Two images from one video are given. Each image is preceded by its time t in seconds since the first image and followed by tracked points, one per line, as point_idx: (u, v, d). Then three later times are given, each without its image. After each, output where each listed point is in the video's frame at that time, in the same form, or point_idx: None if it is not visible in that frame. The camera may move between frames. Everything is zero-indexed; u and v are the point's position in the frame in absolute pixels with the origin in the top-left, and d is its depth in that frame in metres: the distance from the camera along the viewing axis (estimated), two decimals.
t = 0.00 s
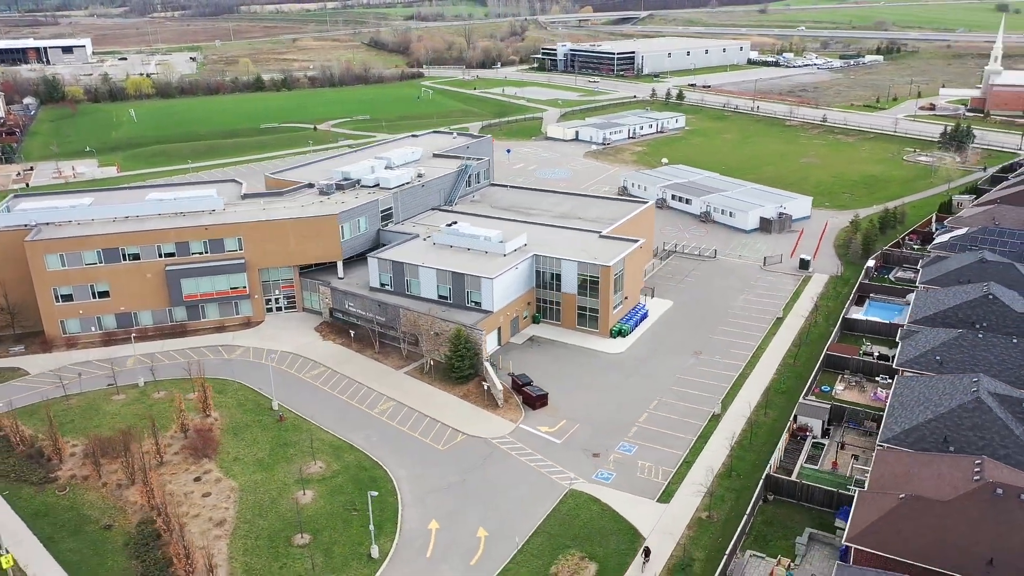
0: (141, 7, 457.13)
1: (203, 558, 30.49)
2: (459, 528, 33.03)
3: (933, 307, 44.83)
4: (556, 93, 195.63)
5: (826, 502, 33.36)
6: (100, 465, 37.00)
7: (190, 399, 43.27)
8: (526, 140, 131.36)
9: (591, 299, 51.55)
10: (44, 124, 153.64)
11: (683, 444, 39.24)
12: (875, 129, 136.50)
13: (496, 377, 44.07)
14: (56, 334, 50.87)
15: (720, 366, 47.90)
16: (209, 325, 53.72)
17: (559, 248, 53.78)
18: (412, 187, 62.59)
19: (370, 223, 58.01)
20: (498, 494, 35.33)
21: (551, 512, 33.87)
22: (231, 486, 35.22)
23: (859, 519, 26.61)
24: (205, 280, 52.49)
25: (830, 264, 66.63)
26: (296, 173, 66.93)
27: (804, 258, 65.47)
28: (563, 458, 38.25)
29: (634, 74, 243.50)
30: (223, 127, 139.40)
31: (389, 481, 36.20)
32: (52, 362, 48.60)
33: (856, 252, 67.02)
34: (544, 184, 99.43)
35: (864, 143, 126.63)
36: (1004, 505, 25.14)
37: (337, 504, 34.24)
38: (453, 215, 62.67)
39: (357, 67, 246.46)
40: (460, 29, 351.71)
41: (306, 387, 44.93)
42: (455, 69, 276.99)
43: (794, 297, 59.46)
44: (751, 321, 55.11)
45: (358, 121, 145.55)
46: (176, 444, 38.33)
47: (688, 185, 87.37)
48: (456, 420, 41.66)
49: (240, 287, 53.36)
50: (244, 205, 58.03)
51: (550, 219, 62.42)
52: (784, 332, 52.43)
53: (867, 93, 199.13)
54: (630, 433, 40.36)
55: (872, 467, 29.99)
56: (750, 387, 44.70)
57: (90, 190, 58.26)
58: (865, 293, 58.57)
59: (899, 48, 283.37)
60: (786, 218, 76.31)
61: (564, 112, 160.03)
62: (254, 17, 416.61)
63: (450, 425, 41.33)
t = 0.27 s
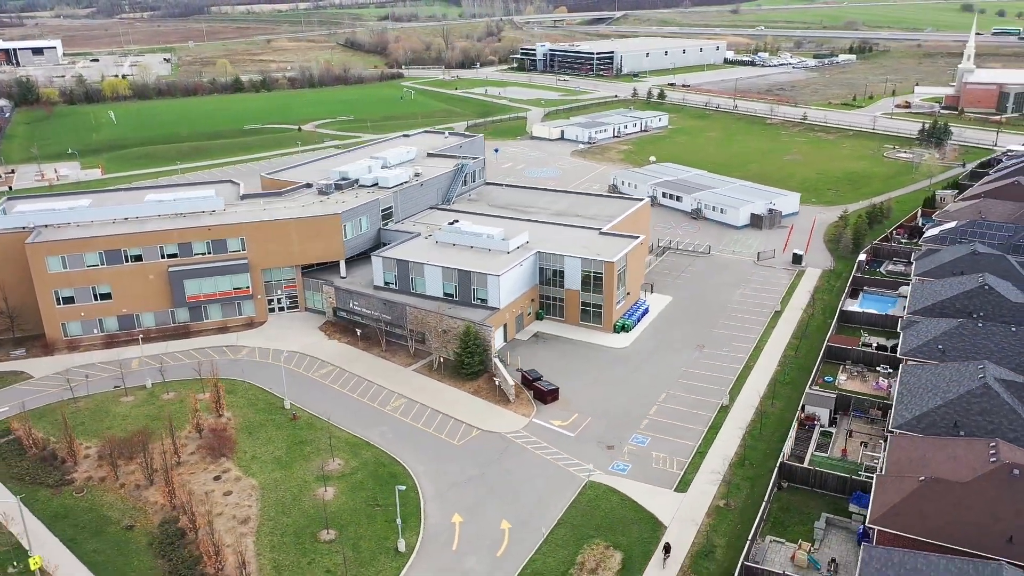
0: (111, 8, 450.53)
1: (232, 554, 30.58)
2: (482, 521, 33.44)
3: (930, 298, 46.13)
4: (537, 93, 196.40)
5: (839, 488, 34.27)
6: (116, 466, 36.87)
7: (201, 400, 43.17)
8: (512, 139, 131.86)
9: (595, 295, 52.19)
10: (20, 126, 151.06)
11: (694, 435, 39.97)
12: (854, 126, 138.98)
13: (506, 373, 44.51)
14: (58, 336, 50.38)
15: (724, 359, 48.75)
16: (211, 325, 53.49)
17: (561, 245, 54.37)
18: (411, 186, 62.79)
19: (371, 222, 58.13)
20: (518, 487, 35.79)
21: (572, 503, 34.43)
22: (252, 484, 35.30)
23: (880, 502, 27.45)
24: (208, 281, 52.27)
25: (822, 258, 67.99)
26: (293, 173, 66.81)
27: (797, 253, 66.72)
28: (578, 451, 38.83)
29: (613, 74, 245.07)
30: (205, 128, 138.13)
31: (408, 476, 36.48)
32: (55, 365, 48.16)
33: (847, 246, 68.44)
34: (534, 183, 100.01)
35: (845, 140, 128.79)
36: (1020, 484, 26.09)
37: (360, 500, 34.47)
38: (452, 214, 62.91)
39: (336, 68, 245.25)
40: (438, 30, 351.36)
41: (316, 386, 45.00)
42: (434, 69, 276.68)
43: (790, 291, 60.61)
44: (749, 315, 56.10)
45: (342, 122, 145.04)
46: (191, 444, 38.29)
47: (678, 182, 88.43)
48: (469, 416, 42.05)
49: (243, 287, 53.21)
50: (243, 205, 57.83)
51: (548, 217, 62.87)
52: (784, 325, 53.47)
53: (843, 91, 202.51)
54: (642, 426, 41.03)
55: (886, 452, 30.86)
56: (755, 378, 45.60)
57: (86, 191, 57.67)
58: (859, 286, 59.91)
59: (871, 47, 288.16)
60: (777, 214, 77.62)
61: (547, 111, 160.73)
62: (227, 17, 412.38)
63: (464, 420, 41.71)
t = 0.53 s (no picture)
0: (82, 8, 443.59)
1: (260, 552, 30.70)
2: (505, 514, 33.85)
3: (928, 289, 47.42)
4: (520, 92, 197.04)
5: (851, 475, 35.19)
6: (133, 467, 36.77)
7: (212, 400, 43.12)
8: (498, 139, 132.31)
9: (599, 290, 52.85)
10: None
11: (705, 426, 40.73)
12: (834, 124, 141.34)
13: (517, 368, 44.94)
14: (60, 339, 49.95)
15: (727, 352, 49.64)
16: (214, 326, 53.33)
17: (564, 242, 54.93)
18: (410, 186, 62.99)
19: (372, 221, 58.27)
20: (537, 480, 36.24)
21: (592, 494, 34.97)
22: (273, 482, 35.41)
23: (900, 484, 28.30)
24: (211, 281, 52.10)
25: (814, 253, 69.31)
26: (290, 173, 66.71)
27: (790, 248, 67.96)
28: (593, 443, 39.40)
29: (592, 74, 246.43)
30: (188, 130, 136.88)
31: (428, 472, 36.78)
32: (59, 368, 47.78)
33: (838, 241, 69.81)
34: (524, 181, 100.57)
35: (826, 138, 130.98)
36: None
37: (381, 496, 34.72)
38: (452, 212, 63.23)
39: (316, 68, 243.98)
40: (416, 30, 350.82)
41: (327, 384, 45.11)
42: (414, 69, 276.25)
43: (786, 285, 61.75)
44: (748, 309, 57.11)
45: (326, 122, 144.53)
46: (208, 443, 38.29)
47: (669, 179, 89.47)
48: (482, 411, 42.43)
49: (246, 288, 53.10)
50: (244, 206, 57.67)
51: (547, 214, 63.43)
52: (783, 318, 54.51)
53: (820, 90, 205.66)
54: (654, 418, 41.70)
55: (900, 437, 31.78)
56: (759, 371, 46.50)
57: (84, 192, 57.13)
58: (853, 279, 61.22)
59: (844, 47, 292.81)
60: (767, 211, 78.90)
61: (531, 111, 161.38)
62: (201, 17, 408.08)
63: (477, 416, 42.08)
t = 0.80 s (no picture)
0: (51, 10, 436.21)
1: (289, 547, 30.85)
2: (528, 506, 34.30)
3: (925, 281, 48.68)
4: (503, 92, 197.52)
5: (863, 462, 36.13)
6: (152, 467, 36.68)
7: (225, 400, 43.09)
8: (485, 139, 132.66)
9: (603, 286, 53.54)
10: None
11: (716, 417, 41.52)
12: (815, 122, 143.55)
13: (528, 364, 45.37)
14: (64, 341, 49.55)
15: (731, 345, 50.53)
16: (219, 327, 53.17)
17: (567, 239, 55.50)
18: (409, 185, 63.22)
19: (374, 221, 58.42)
20: (557, 473, 36.73)
21: (612, 485, 35.54)
22: (295, 480, 35.54)
23: (919, 469, 29.22)
24: (217, 282, 51.96)
25: (806, 247, 70.64)
26: (287, 174, 66.69)
27: (784, 244, 69.17)
28: (608, 436, 40.00)
29: (573, 73, 247.64)
30: (172, 131, 135.52)
31: (448, 466, 37.11)
32: (65, 370, 47.40)
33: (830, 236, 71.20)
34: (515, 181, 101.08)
35: (808, 135, 133.10)
36: None
37: (404, 491, 35.01)
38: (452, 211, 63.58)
39: (296, 69, 242.62)
40: (394, 31, 349.93)
41: (339, 383, 45.23)
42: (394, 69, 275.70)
43: (782, 280, 62.90)
44: (747, 303, 58.08)
45: (312, 123, 143.98)
46: (226, 442, 38.31)
47: (660, 177, 90.47)
48: (496, 407, 42.84)
49: (251, 288, 53.03)
50: (245, 206, 57.51)
51: (546, 212, 63.99)
52: (782, 312, 55.55)
53: (799, 88, 208.47)
54: (665, 410, 42.41)
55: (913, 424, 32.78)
56: (764, 363, 47.43)
57: (83, 193, 56.60)
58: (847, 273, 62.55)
59: (819, 46, 297.07)
60: (758, 207, 80.14)
61: (516, 111, 161.97)
62: (176, 18, 403.52)
63: (491, 411, 42.51)
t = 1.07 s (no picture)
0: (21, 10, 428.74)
1: (319, 543, 31.05)
2: (550, 498, 34.78)
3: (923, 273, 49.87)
4: (486, 92, 197.87)
5: (874, 449, 37.10)
6: (171, 467, 36.62)
7: (238, 400, 43.06)
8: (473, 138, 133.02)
9: (607, 283, 54.21)
10: None
11: (727, 409, 42.30)
12: (798, 120, 145.65)
13: (539, 360, 45.83)
14: (69, 344, 49.13)
15: (735, 339, 51.38)
16: (225, 327, 53.04)
17: (571, 236, 56.08)
18: (410, 184, 63.45)
19: (377, 220, 58.57)
20: (575, 466, 37.25)
21: (632, 477, 36.15)
22: (317, 477, 35.71)
23: (937, 453, 30.12)
24: (223, 282, 51.84)
25: (799, 243, 71.93)
26: (286, 175, 66.60)
27: (778, 239, 70.33)
28: (623, 429, 40.61)
29: (555, 73, 248.53)
30: (156, 132, 134.17)
31: (468, 461, 37.45)
32: (71, 373, 47.04)
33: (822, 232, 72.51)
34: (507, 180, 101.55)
35: (791, 134, 135.03)
36: None
37: (427, 486, 35.33)
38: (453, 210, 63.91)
39: (276, 70, 240.98)
40: (374, 31, 348.69)
41: (351, 381, 45.36)
42: (375, 70, 274.85)
43: (778, 275, 63.98)
44: (746, 298, 59.02)
45: (298, 123, 143.33)
46: (244, 441, 38.36)
47: (651, 175, 91.47)
48: (510, 403, 43.28)
49: (257, 288, 52.97)
50: (248, 206, 57.40)
51: (546, 210, 64.58)
52: (782, 306, 56.57)
53: (778, 87, 211.11)
54: (677, 403, 43.11)
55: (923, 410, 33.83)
56: (769, 356, 48.34)
57: (82, 196, 56.11)
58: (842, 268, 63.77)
59: (796, 46, 300.82)
60: (750, 203, 81.36)
61: (501, 111, 162.42)
62: (151, 19, 398.70)
63: (505, 406, 42.92)
